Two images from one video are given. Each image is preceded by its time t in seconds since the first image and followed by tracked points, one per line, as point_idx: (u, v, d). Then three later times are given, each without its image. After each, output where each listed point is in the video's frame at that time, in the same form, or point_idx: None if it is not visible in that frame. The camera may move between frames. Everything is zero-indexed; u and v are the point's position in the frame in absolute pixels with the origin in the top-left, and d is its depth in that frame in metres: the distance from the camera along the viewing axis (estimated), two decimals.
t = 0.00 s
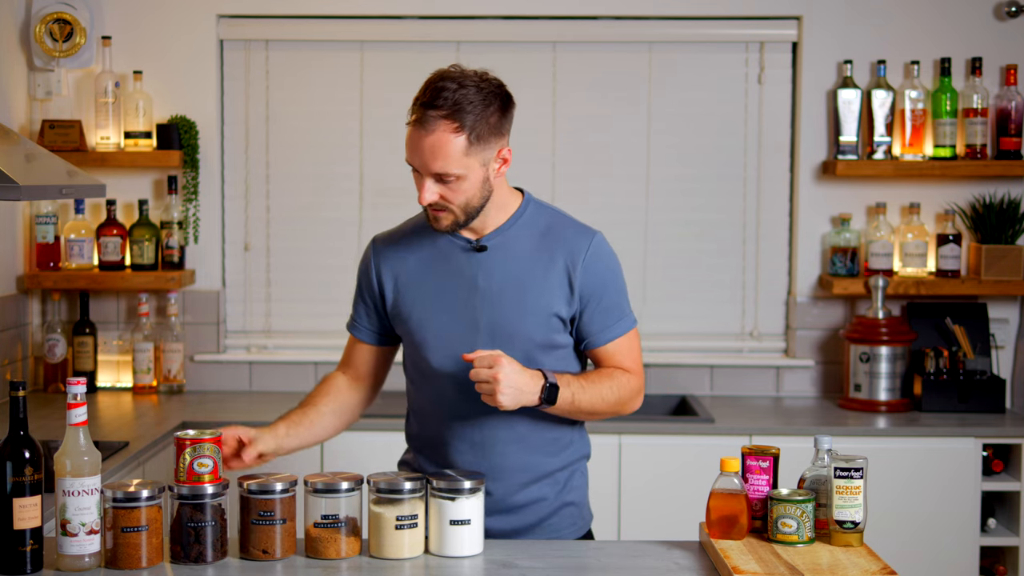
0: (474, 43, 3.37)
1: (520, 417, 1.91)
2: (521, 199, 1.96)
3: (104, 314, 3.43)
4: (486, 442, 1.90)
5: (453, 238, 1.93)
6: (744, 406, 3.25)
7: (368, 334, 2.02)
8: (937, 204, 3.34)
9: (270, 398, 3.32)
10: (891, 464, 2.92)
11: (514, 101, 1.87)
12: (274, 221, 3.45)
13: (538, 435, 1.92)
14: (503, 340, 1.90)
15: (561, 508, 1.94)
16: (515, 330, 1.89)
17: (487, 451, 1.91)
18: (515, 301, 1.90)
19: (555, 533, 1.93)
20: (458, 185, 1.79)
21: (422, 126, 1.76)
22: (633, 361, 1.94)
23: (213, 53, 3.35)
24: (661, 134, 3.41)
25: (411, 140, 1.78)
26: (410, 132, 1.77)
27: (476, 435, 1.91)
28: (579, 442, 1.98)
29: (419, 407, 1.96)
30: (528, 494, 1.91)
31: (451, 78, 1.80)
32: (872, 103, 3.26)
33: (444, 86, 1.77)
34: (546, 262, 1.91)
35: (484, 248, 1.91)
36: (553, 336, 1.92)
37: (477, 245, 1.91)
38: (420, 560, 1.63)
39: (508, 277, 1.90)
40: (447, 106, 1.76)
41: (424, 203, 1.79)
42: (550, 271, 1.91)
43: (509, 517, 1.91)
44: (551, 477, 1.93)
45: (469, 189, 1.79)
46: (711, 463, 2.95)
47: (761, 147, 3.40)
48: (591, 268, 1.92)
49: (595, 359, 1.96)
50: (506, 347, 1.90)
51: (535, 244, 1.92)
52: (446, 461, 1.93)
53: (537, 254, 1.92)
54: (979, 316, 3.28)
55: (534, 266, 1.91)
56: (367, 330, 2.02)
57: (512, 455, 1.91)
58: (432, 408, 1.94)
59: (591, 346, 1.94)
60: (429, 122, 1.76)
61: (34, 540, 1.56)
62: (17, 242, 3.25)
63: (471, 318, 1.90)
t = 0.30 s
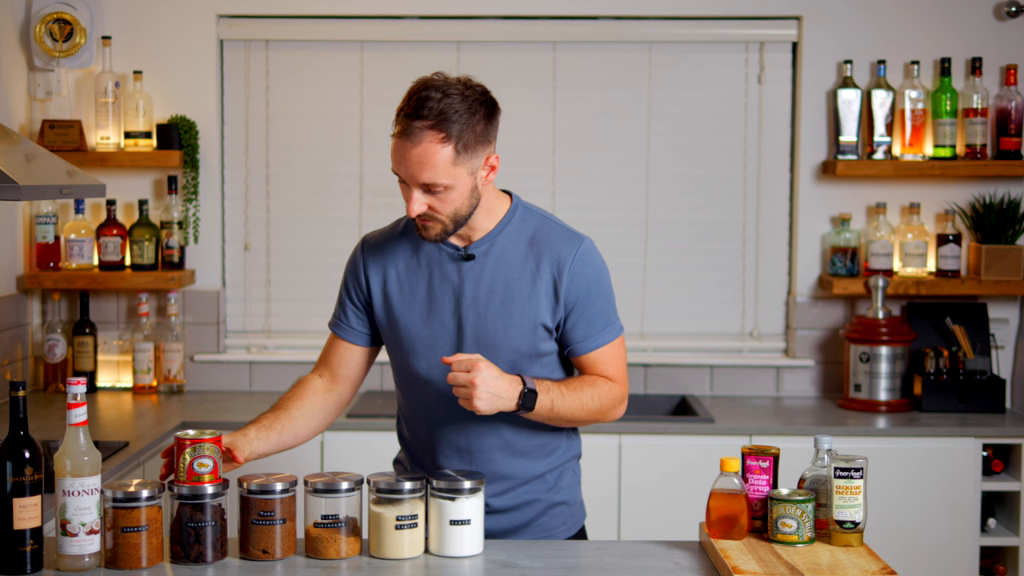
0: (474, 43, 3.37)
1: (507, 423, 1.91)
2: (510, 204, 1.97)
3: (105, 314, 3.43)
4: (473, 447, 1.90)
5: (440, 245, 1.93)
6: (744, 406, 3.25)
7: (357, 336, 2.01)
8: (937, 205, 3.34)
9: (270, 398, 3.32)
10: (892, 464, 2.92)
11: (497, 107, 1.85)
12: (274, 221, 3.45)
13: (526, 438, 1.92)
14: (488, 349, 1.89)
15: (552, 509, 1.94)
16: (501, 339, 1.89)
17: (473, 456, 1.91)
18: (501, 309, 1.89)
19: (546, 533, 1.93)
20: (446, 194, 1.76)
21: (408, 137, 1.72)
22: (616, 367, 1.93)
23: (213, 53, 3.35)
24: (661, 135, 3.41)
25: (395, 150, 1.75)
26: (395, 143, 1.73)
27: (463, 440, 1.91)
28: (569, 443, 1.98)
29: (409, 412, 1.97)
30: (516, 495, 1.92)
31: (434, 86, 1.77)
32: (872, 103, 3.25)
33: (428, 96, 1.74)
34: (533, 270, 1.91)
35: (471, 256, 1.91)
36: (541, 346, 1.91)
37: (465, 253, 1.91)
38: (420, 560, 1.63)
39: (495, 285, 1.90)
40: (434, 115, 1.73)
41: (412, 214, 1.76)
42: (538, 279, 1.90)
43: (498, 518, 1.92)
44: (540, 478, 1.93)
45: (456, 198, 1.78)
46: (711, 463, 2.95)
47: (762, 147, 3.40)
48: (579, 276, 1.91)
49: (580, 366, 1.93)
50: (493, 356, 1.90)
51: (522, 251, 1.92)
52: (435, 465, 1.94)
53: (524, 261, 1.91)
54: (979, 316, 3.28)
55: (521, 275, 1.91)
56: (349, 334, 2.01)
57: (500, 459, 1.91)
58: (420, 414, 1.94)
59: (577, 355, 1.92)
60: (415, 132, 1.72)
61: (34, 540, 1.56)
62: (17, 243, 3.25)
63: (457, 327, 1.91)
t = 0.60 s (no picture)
0: (475, 43, 3.37)
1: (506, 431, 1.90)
2: (501, 212, 1.95)
3: (105, 315, 3.43)
4: (470, 455, 1.90)
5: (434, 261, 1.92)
6: (745, 406, 3.25)
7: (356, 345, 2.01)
8: (937, 204, 3.34)
9: (270, 398, 3.32)
10: (892, 464, 2.92)
11: (487, 124, 1.83)
12: (274, 220, 3.45)
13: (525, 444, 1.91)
14: (486, 365, 1.90)
15: (552, 511, 1.94)
16: (497, 356, 1.90)
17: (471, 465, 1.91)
18: (496, 325, 1.90)
19: (546, 535, 1.93)
20: (435, 216, 1.76)
21: (395, 160, 1.71)
22: (609, 377, 1.89)
23: (213, 53, 3.35)
24: (661, 135, 3.41)
25: (384, 172, 1.74)
26: (383, 166, 1.73)
27: (461, 449, 1.91)
28: (569, 447, 1.97)
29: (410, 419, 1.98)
30: (517, 499, 1.92)
31: (422, 106, 1.75)
32: (872, 103, 3.25)
33: (415, 118, 1.72)
34: (526, 283, 1.90)
35: (465, 271, 1.90)
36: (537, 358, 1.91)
37: (458, 269, 1.90)
38: (420, 560, 1.63)
39: (489, 301, 1.90)
40: (420, 138, 1.71)
41: (401, 236, 1.76)
42: (531, 293, 1.90)
43: (499, 521, 1.92)
44: (539, 483, 1.92)
45: (446, 220, 1.77)
46: (711, 463, 2.95)
47: (762, 147, 3.40)
48: (571, 289, 1.89)
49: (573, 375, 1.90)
50: (490, 371, 1.91)
51: (516, 264, 1.91)
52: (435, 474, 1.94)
53: (518, 275, 1.91)
54: (979, 316, 3.28)
55: (515, 288, 1.90)
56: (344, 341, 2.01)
57: (499, 465, 1.91)
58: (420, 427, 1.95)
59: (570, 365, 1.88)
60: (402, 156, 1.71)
61: (34, 540, 1.56)
62: (16, 243, 3.25)
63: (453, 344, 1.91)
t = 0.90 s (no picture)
0: (474, 43, 3.37)
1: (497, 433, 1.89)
2: (490, 209, 1.94)
3: (105, 315, 3.43)
4: (460, 456, 1.91)
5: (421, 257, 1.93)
6: (745, 406, 3.25)
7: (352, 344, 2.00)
8: (937, 204, 3.34)
9: (271, 398, 3.32)
10: (892, 463, 2.92)
11: (466, 114, 1.82)
12: (274, 220, 3.45)
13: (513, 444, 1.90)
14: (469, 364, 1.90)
15: (543, 513, 1.94)
16: (480, 355, 1.89)
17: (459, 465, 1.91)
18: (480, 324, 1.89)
19: (536, 536, 1.93)
20: (412, 205, 1.76)
21: (372, 149, 1.73)
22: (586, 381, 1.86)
23: (213, 53, 3.35)
24: (661, 135, 3.41)
25: (364, 162, 1.76)
26: (362, 156, 1.74)
27: (450, 449, 1.91)
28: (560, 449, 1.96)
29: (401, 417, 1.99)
30: (505, 499, 1.91)
31: (400, 95, 1.76)
32: (872, 103, 3.25)
33: (392, 107, 1.73)
34: (509, 282, 1.89)
35: (450, 268, 1.90)
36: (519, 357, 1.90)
37: (444, 266, 1.91)
38: (420, 560, 1.62)
39: (473, 298, 1.90)
40: (395, 126, 1.72)
41: (381, 225, 1.77)
42: (514, 292, 1.89)
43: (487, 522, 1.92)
44: (528, 484, 1.92)
45: (425, 209, 1.77)
46: (712, 462, 2.95)
47: (762, 146, 3.40)
48: (551, 288, 1.86)
49: (546, 376, 1.86)
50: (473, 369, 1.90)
51: (500, 263, 1.91)
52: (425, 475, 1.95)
53: (502, 273, 1.90)
54: (979, 316, 3.28)
55: (498, 287, 1.90)
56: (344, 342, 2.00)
57: (486, 464, 1.90)
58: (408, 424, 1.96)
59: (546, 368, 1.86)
60: (377, 144, 1.72)
61: (34, 540, 1.56)
62: (17, 243, 3.25)
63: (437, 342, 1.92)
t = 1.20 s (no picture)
0: (474, 43, 3.37)
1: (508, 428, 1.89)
2: (514, 203, 1.95)
3: (105, 315, 3.43)
4: (465, 449, 1.90)
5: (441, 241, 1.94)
6: (745, 406, 3.25)
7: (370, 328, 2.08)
8: (937, 204, 3.34)
9: (271, 399, 3.32)
10: (892, 463, 2.92)
11: (495, 97, 1.85)
12: (274, 221, 3.45)
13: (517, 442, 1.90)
14: (478, 349, 1.88)
15: (543, 515, 1.93)
16: (490, 341, 1.87)
17: (463, 455, 1.90)
18: (492, 310, 1.88)
19: (535, 536, 1.93)
20: (439, 184, 1.78)
21: (400, 128, 1.76)
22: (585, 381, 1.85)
23: (213, 53, 3.35)
24: (661, 135, 3.41)
25: (393, 143, 1.79)
26: (391, 135, 1.78)
27: (454, 440, 1.90)
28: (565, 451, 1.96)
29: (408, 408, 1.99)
30: (506, 497, 1.91)
31: (429, 78, 1.81)
32: (872, 103, 3.25)
33: (421, 87, 1.78)
34: (526, 273, 1.89)
35: (468, 255, 1.91)
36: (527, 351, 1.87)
37: (462, 251, 1.91)
38: (420, 560, 1.62)
39: (488, 286, 1.89)
40: (423, 106, 1.76)
41: (408, 204, 1.79)
42: (528, 283, 1.88)
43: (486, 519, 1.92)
44: (529, 483, 1.92)
45: (451, 188, 1.79)
46: (711, 463, 2.95)
47: (762, 146, 3.40)
48: (565, 283, 1.86)
49: (550, 374, 1.85)
50: (481, 357, 1.88)
51: (519, 254, 1.91)
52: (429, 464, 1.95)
53: (520, 264, 1.90)
54: (979, 316, 3.28)
55: (514, 277, 1.89)
56: (366, 324, 2.08)
57: (489, 458, 1.90)
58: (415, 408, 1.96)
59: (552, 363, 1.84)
60: (405, 122, 1.76)
61: (34, 540, 1.56)
62: (17, 243, 3.25)
63: (448, 325, 1.91)
